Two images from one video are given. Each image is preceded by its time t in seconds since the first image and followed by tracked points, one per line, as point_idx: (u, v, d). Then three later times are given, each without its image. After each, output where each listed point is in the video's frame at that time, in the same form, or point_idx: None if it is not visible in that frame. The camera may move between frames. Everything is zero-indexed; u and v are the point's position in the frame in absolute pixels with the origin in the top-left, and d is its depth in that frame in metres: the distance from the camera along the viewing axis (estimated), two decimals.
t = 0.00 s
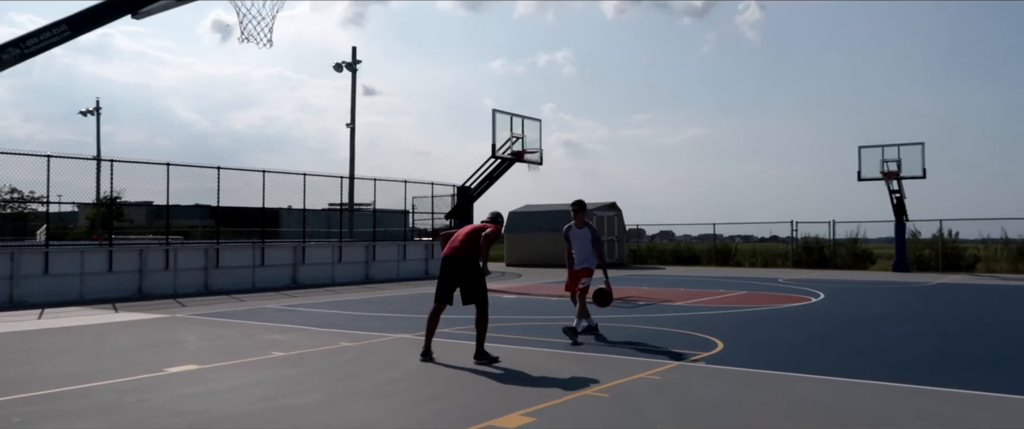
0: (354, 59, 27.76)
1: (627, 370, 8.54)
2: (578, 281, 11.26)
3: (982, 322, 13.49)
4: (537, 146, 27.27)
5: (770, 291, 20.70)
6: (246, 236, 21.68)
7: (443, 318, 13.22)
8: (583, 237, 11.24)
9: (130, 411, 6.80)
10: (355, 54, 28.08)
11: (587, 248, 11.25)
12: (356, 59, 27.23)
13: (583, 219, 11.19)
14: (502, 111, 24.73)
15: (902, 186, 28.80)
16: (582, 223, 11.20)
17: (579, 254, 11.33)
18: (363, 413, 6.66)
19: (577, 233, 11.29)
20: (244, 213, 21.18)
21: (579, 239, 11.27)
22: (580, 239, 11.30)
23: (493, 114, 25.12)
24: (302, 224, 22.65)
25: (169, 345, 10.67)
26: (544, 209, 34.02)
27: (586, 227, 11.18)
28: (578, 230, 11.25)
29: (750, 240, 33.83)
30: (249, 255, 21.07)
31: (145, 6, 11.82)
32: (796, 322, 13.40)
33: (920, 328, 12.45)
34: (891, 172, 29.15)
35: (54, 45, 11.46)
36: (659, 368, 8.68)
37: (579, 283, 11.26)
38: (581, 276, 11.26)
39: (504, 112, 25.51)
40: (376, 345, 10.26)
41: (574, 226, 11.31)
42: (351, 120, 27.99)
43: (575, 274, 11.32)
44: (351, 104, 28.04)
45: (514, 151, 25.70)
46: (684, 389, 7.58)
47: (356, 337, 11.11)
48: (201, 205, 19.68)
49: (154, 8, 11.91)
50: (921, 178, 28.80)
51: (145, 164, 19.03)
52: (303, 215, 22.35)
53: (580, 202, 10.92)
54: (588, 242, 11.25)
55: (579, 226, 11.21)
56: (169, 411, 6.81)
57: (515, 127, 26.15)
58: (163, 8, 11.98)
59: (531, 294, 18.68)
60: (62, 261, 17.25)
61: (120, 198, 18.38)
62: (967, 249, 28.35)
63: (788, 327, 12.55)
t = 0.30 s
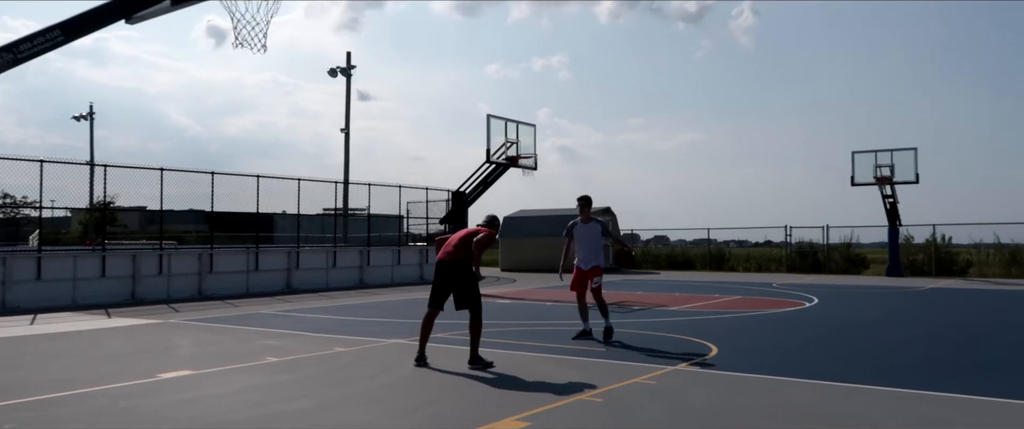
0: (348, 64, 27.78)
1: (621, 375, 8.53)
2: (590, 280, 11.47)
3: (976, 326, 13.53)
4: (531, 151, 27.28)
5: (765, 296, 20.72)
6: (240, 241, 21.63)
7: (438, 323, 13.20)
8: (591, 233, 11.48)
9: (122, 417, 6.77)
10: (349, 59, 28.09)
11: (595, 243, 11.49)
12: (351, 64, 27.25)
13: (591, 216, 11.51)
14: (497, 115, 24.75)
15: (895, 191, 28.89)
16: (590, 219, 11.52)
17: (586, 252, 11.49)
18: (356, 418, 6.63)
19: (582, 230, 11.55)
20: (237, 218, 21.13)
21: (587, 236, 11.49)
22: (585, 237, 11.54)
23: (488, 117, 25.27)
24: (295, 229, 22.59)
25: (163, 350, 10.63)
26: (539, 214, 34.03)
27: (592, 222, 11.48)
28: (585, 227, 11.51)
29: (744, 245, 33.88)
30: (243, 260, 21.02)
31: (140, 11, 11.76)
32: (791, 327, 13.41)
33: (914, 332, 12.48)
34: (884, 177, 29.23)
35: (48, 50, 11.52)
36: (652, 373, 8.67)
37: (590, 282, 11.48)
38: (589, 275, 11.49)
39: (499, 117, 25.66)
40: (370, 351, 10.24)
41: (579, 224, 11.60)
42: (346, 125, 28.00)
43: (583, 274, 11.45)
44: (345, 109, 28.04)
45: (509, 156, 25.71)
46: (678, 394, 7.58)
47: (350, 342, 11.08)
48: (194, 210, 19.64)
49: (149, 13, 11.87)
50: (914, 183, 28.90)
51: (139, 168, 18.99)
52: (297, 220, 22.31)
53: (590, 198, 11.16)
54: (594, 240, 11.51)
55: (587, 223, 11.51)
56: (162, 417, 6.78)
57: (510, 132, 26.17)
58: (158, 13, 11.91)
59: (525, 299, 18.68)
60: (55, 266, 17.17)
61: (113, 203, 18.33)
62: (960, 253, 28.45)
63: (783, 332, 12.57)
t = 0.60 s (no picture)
0: (336, 66, 27.71)
1: (609, 377, 8.53)
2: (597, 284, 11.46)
3: (961, 328, 13.61)
4: (519, 154, 27.27)
5: (752, 298, 20.77)
6: (226, 244, 21.53)
7: (425, 326, 13.16)
8: (592, 235, 11.49)
9: (110, 421, 6.71)
10: (337, 60, 28.01)
11: (597, 245, 11.46)
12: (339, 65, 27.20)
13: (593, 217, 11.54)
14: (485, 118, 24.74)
15: (881, 193, 29.06)
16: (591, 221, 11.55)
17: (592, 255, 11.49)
18: (344, 421, 6.60)
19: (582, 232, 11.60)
20: (224, 220, 21.03)
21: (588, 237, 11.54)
22: (586, 239, 11.57)
23: (475, 121, 25.23)
24: (283, 231, 22.50)
25: (149, 353, 10.55)
26: (527, 216, 34.03)
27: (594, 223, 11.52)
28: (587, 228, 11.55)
29: (731, 248, 33.97)
30: (229, 263, 20.91)
31: (126, 13, 11.73)
32: (778, 329, 13.45)
33: (901, 334, 12.53)
34: (870, 180, 29.39)
35: (32, 51, 11.40)
36: (640, 375, 8.68)
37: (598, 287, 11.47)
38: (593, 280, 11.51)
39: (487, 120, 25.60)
40: (358, 354, 10.20)
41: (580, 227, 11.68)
42: (334, 127, 27.94)
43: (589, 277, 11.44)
44: (333, 111, 27.97)
45: (497, 159, 25.69)
46: (667, 396, 7.58)
47: (337, 346, 11.03)
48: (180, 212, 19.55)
49: (134, 14, 11.87)
50: (899, 186, 29.09)
51: (124, 170, 18.88)
52: (284, 222, 22.23)
53: (592, 200, 11.16)
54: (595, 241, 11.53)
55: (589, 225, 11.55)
56: (147, 420, 6.73)
57: (498, 135, 26.16)
58: (143, 15, 11.90)
59: (513, 301, 18.67)
60: (39, 269, 17.03)
61: (99, 205, 18.21)
62: (945, 255, 28.64)
63: (770, 334, 12.61)
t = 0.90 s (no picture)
0: (331, 68, 27.69)
1: (603, 379, 8.53)
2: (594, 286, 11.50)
3: (954, 330, 13.65)
4: (514, 156, 27.27)
5: (746, 300, 20.79)
6: (220, 246, 21.47)
7: (420, 328, 13.15)
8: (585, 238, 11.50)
9: (102, 424, 6.69)
10: (331, 62, 27.97)
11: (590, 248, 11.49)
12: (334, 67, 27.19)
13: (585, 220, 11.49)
14: (480, 120, 24.73)
15: (874, 196, 29.14)
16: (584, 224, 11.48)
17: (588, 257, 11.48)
18: (337, 424, 6.59)
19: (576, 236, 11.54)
20: (217, 222, 20.98)
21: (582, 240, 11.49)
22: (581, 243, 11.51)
23: (470, 123, 25.22)
24: (277, 233, 22.46)
25: (142, 356, 10.51)
26: (522, 218, 34.03)
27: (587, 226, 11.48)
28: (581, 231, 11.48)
29: (725, 250, 34.03)
30: (223, 265, 20.86)
31: (120, 14, 11.72)
32: (773, 331, 13.48)
33: (895, 337, 12.56)
34: (864, 183, 29.46)
35: (25, 52, 11.29)
36: (634, 377, 8.69)
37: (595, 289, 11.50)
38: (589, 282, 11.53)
39: (482, 122, 25.60)
40: (352, 356, 10.18)
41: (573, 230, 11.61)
42: (328, 129, 27.91)
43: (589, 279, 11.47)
44: (327, 113, 27.94)
45: (492, 161, 25.69)
46: (661, 398, 7.58)
47: (332, 348, 11.01)
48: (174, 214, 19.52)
49: (128, 16, 11.85)
50: (893, 189, 29.17)
51: (118, 172, 18.82)
52: (278, 224, 22.19)
53: (585, 203, 11.20)
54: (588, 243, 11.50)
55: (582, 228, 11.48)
56: (140, 423, 6.70)
57: (492, 137, 26.14)
58: (136, 17, 11.91)
59: (508, 304, 18.66)
60: (32, 272, 16.97)
61: (92, 207, 18.16)
62: (938, 258, 28.76)
63: (765, 336, 12.63)
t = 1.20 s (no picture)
0: (315, 68, 27.59)
1: (587, 381, 8.54)
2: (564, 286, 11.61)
3: (935, 331, 13.77)
4: (498, 158, 27.27)
5: (729, 301, 20.89)
6: (202, 247, 21.33)
7: (404, 330, 13.11)
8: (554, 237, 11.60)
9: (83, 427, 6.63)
10: (316, 63, 27.87)
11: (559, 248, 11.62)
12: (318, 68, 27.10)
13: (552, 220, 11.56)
14: (465, 122, 24.71)
15: (856, 199, 29.37)
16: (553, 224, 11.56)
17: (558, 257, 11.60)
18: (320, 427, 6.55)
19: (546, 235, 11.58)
20: (200, 223, 20.84)
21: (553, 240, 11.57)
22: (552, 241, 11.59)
23: (455, 125, 25.19)
24: (260, 235, 22.34)
25: (122, 358, 10.42)
26: (506, 220, 34.03)
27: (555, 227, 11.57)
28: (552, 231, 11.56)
29: (709, 251, 34.19)
30: (205, 266, 20.72)
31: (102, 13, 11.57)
32: (756, 332, 13.55)
33: (875, 338, 12.67)
34: (845, 185, 29.69)
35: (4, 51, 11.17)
36: (617, 378, 8.71)
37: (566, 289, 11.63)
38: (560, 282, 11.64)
39: (467, 124, 25.56)
40: (335, 358, 10.13)
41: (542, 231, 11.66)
42: (312, 130, 27.81)
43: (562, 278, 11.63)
44: (311, 114, 27.82)
45: (476, 163, 25.67)
46: (644, 399, 7.61)
47: (315, 349, 10.96)
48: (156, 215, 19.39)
49: (110, 15, 11.72)
50: (874, 191, 29.42)
51: (99, 173, 18.66)
52: (261, 225, 22.09)
53: (556, 203, 11.21)
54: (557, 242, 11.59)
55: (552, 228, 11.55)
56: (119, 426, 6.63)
57: (477, 138, 26.13)
58: (118, 16, 11.78)
59: (492, 305, 18.66)
60: (11, 273, 16.78)
61: (72, 208, 18.00)
62: (918, 259, 29.06)
63: (748, 337, 12.70)
